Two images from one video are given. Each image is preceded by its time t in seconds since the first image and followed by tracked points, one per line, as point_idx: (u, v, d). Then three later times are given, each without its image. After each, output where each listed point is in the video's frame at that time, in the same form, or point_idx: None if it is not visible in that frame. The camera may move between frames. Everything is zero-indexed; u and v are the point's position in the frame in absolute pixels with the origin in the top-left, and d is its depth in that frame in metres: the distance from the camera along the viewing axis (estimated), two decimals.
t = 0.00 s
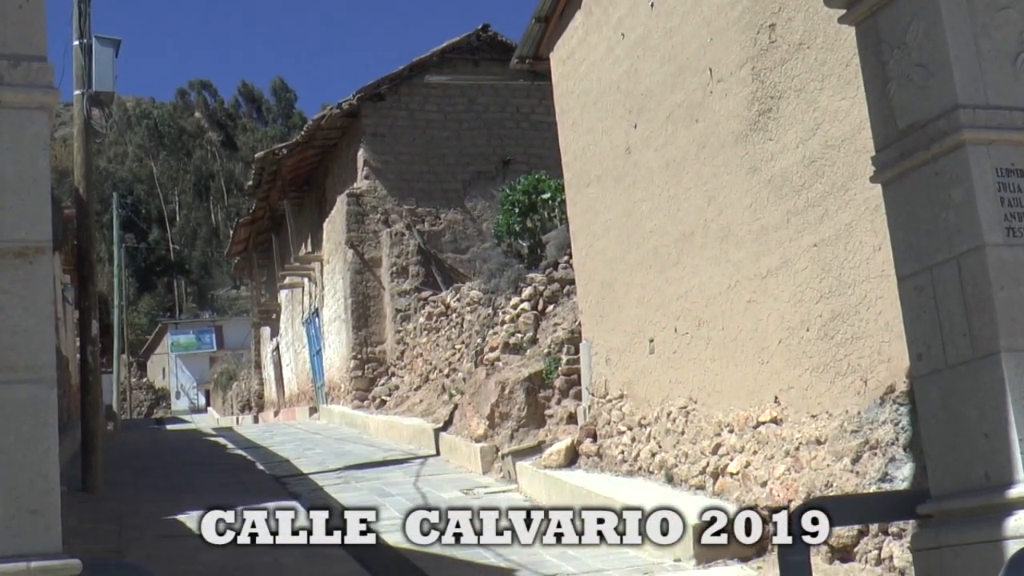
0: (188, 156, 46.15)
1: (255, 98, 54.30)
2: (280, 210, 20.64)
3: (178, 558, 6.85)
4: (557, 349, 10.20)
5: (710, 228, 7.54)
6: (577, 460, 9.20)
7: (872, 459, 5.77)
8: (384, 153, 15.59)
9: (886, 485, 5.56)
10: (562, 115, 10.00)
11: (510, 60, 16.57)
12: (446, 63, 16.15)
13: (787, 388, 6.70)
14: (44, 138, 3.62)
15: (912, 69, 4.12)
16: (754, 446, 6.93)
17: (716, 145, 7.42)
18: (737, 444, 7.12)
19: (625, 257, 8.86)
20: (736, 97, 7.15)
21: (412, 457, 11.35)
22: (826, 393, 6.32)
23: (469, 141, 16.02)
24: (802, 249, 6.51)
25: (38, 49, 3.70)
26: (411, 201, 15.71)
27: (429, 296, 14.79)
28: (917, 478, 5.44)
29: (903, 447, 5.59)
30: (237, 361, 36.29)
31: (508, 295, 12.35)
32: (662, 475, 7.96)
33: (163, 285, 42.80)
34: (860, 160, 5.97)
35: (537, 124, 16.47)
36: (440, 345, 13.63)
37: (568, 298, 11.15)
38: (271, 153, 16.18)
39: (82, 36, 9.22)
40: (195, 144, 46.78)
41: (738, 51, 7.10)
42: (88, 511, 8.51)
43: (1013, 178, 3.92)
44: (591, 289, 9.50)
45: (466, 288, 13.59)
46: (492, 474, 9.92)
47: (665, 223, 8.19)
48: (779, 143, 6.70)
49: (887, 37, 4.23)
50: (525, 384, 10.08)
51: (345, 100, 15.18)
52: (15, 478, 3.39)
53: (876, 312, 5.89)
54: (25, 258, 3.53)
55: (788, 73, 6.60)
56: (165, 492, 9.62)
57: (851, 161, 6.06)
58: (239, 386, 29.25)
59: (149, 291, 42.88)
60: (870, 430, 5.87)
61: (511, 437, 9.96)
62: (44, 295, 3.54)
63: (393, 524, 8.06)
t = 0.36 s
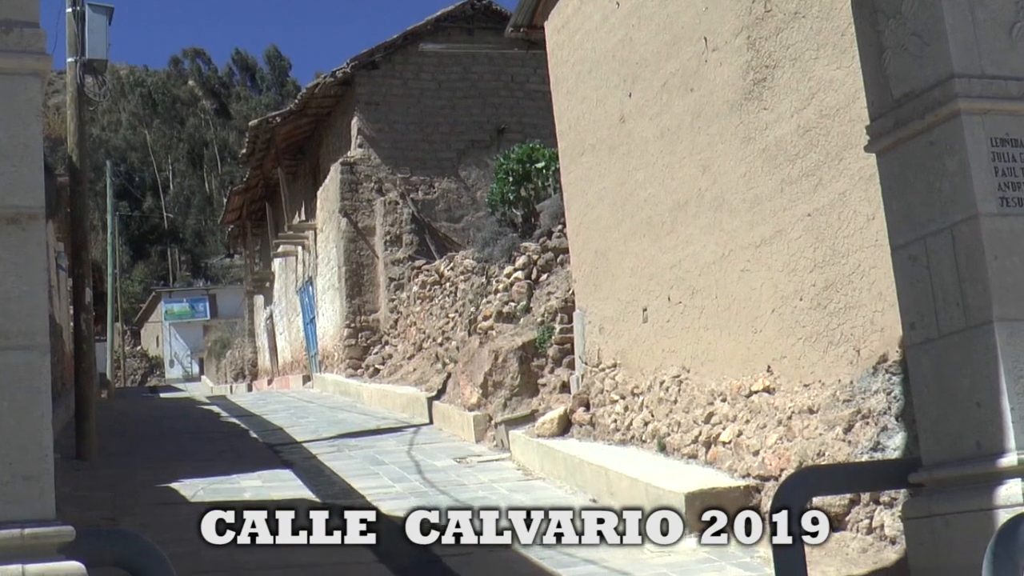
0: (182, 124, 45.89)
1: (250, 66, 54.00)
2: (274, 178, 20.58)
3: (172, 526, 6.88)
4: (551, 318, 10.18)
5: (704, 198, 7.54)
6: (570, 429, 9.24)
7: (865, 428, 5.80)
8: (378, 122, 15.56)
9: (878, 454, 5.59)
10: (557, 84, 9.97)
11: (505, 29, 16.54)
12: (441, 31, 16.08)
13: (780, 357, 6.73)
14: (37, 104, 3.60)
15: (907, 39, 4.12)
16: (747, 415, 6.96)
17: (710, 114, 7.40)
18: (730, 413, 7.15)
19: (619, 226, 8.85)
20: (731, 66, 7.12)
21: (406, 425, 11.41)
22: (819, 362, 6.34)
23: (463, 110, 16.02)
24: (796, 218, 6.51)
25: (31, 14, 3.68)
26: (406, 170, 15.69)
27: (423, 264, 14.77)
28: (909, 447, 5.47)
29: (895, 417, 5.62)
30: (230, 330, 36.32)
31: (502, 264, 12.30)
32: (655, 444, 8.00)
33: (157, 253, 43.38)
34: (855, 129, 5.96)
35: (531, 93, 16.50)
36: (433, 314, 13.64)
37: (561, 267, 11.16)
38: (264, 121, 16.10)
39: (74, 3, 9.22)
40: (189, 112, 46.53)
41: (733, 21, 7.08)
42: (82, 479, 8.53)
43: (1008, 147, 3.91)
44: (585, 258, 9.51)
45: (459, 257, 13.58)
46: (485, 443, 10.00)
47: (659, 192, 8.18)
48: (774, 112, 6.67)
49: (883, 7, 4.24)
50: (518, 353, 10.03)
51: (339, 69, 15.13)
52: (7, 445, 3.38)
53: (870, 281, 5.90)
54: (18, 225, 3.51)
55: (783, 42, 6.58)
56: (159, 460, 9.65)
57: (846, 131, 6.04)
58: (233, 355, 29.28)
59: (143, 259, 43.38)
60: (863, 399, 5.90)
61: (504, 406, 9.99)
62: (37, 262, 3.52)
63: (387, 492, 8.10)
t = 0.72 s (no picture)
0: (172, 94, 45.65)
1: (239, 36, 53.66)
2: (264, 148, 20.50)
3: (162, 495, 6.89)
4: (541, 288, 10.19)
5: (695, 169, 7.53)
6: (560, 399, 9.27)
7: (854, 399, 5.83)
8: (369, 92, 15.49)
9: (867, 425, 5.62)
10: (547, 55, 9.93)
11: None
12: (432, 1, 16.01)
13: (770, 328, 6.75)
14: (27, 72, 3.57)
15: (900, 9, 4.12)
16: (736, 385, 6.98)
17: (701, 85, 7.39)
18: (719, 383, 7.18)
19: (610, 197, 8.85)
20: (722, 36, 7.10)
21: (396, 395, 11.43)
22: (809, 332, 6.36)
23: (454, 81, 16.00)
24: (787, 188, 6.51)
25: None
26: (397, 140, 15.65)
27: (413, 235, 14.74)
28: (898, 417, 5.50)
29: (884, 387, 5.65)
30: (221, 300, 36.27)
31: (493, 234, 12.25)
32: (645, 414, 8.02)
33: (148, 224, 43.34)
34: (846, 100, 5.96)
35: (522, 64, 16.52)
36: (424, 284, 13.64)
37: (552, 238, 11.16)
38: (255, 91, 16.03)
39: None
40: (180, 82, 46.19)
41: None
42: (72, 448, 8.53)
43: (998, 119, 3.91)
44: (575, 229, 9.51)
45: (450, 227, 13.56)
46: (475, 413, 10.01)
47: (650, 163, 8.17)
48: (766, 83, 6.66)
49: None
50: (509, 323, 10.13)
51: (330, 38, 15.03)
52: None
53: (860, 252, 5.92)
54: (7, 193, 3.48)
55: (775, 13, 6.56)
56: (150, 429, 9.66)
57: (837, 102, 6.04)
58: (223, 326, 29.25)
59: (134, 229, 43.43)
60: (852, 369, 5.93)
61: (495, 376, 10.01)
62: (26, 230, 3.49)
63: (378, 461, 8.12)
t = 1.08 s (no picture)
0: (169, 64, 45.23)
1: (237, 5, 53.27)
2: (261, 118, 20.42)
3: (158, 465, 6.90)
4: (538, 260, 10.18)
5: (693, 141, 7.51)
6: (556, 371, 9.29)
7: (850, 371, 5.84)
8: (367, 62, 15.41)
9: (863, 398, 5.64)
10: (546, 25, 9.87)
11: None
12: None
13: (766, 301, 6.76)
14: (23, 38, 3.53)
15: None
16: (732, 357, 7.00)
17: (700, 57, 7.36)
18: (716, 355, 7.19)
19: (607, 168, 8.82)
20: (721, 9, 7.06)
21: (393, 366, 11.45)
22: (806, 306, 6.37)
23: (452, 51, 15.92)
24: (785, 161, 6.49)
25: None
26: (394, 110, 15.61)
27: (411, 206, 14.72)
28: (894, 390, 5.53)
29: (880, 360, 5.67)
30: (217, 270, 36.26)
31: (490, 205, 12.22)
32: (640, 386, 8.05)
33: (145, 194, 43.69)
34: (845, 73, 5.93)
35: (520, 35, 16.51)
36: (421, 255, 13.64)
37: (549, 209, 11.17)
38: (252, 61, 15.95)
39: None
40: (178, 52, 45.75)
41: None
42: (69, 417, 8.55)
43: (997, 93, 3.90)
44: (572, 200, 9.49)
45: (447, 198, 13.54)
46: (471, 384, 10.04)
47: (647, 135, 8.15)
48: (765, 56, 6.63)
49: None
50: (505, 294, 10.08)
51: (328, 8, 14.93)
52: None
53: (858, 226, 5.91)
54: (4, 160, 3.45)
55: None
56: (147, 398, 9.69)
57: (836, 75, 6.01)
58: (221, 295, 29.24)
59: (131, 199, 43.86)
60: (848, 343, 5.93)
61: (491, 347, 10.02)
62: (22, 198, 3.47)
63: (374, 432, 8.14)
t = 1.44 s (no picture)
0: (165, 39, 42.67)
1: None
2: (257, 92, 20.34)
3: (155, 438, 6.91)
4: (535, 236, 10.17)
5: (690, 117, 7.49)
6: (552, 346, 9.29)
7: (845, 347, 5.85)
8: (364, 36, 15.33)
9: (858, 373, 5.66)
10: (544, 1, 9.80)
11: None
12: None
13: (763, 276, 6.76)
14: (18, 10, 3.49)
15: None
16: (728, 333, 7.01)
17: (698, 33, 7.33)
18: (712, 330, 7.20)
19: (604, 144, 8.80)
20: None
21: (389, 341, 11.45)
22: (802, 282, 6.37)
23: (449, 26, 15.84)
24: (783, 137, 6.48)
25: None
26: (391, 85, 15.54)
27: (408, 180, 14.68)
28: (889, 366, 5.54)
29: (876, 336, 5.68)
30: (213, 245, 36.15)
31: (487, 180, 12.19)
32: (636, 361, 8.05)
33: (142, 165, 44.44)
34: (844, 49, 5.91)
35: (518, 10, 16.43)
36: (417, 231, 13.61)
37: (545, 185, 11.16)
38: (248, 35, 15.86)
39: None
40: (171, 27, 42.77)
41: None
42: (65, 391, 8.55)
43: (995, 69, 3.89)
44: (569, 176, 9.47)
45: (444, 173, 13.49)
46: (467, 358, 10.03)
47: (644, 110, 8.13)
48: (763, 31, 6.60)
49: None
50: (502, 270, 10.11)
51: None
52: None
53: (854, 202, 5.91)
54: None
55: None
56: (143, 372, 9.68)
57: (834, 51, 5.99)
58: (217, 269, 29.16)
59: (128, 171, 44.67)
60: (844, 319, 5.94)
61: (488, 322, 10.02)
62: (18, 171, 3.44)
63: (370, 407, 8.15)
